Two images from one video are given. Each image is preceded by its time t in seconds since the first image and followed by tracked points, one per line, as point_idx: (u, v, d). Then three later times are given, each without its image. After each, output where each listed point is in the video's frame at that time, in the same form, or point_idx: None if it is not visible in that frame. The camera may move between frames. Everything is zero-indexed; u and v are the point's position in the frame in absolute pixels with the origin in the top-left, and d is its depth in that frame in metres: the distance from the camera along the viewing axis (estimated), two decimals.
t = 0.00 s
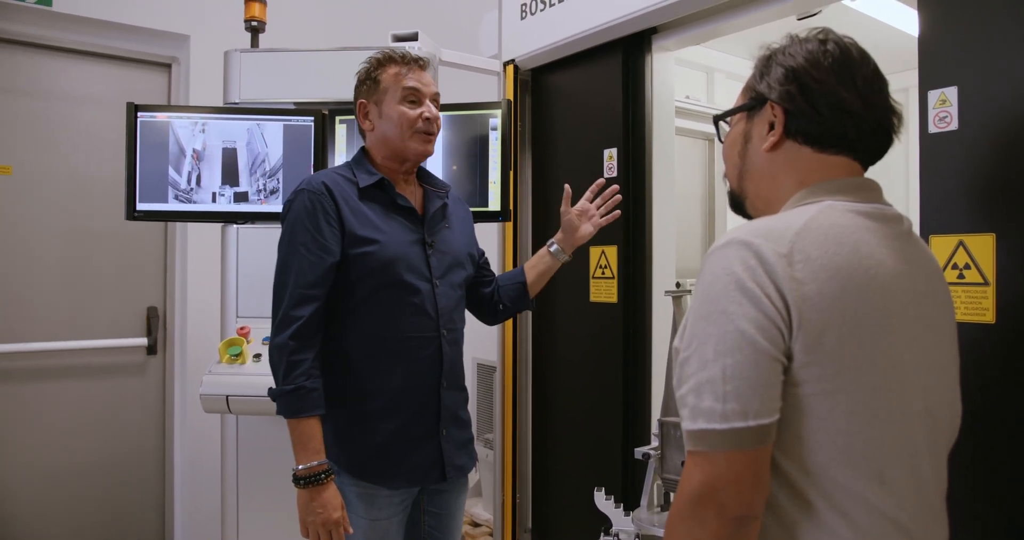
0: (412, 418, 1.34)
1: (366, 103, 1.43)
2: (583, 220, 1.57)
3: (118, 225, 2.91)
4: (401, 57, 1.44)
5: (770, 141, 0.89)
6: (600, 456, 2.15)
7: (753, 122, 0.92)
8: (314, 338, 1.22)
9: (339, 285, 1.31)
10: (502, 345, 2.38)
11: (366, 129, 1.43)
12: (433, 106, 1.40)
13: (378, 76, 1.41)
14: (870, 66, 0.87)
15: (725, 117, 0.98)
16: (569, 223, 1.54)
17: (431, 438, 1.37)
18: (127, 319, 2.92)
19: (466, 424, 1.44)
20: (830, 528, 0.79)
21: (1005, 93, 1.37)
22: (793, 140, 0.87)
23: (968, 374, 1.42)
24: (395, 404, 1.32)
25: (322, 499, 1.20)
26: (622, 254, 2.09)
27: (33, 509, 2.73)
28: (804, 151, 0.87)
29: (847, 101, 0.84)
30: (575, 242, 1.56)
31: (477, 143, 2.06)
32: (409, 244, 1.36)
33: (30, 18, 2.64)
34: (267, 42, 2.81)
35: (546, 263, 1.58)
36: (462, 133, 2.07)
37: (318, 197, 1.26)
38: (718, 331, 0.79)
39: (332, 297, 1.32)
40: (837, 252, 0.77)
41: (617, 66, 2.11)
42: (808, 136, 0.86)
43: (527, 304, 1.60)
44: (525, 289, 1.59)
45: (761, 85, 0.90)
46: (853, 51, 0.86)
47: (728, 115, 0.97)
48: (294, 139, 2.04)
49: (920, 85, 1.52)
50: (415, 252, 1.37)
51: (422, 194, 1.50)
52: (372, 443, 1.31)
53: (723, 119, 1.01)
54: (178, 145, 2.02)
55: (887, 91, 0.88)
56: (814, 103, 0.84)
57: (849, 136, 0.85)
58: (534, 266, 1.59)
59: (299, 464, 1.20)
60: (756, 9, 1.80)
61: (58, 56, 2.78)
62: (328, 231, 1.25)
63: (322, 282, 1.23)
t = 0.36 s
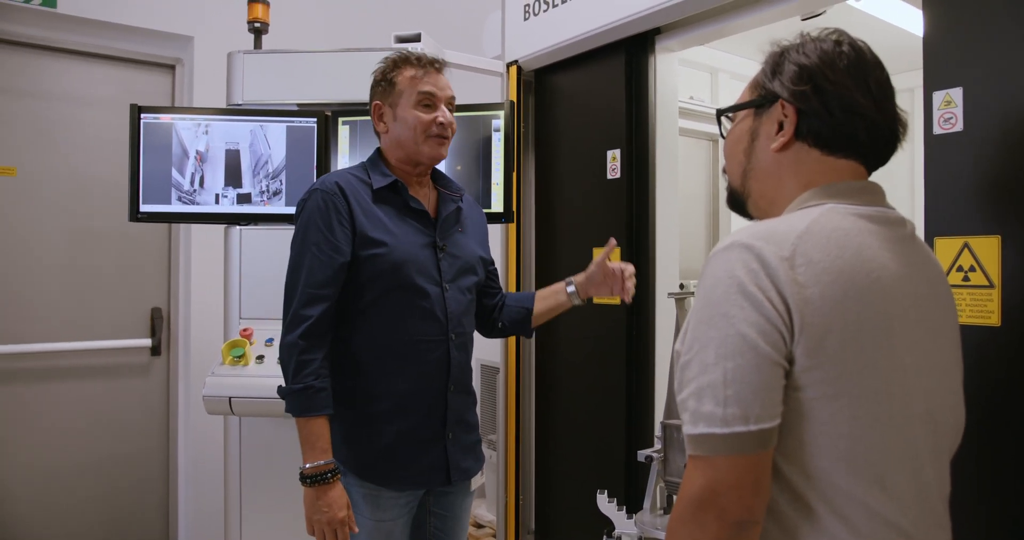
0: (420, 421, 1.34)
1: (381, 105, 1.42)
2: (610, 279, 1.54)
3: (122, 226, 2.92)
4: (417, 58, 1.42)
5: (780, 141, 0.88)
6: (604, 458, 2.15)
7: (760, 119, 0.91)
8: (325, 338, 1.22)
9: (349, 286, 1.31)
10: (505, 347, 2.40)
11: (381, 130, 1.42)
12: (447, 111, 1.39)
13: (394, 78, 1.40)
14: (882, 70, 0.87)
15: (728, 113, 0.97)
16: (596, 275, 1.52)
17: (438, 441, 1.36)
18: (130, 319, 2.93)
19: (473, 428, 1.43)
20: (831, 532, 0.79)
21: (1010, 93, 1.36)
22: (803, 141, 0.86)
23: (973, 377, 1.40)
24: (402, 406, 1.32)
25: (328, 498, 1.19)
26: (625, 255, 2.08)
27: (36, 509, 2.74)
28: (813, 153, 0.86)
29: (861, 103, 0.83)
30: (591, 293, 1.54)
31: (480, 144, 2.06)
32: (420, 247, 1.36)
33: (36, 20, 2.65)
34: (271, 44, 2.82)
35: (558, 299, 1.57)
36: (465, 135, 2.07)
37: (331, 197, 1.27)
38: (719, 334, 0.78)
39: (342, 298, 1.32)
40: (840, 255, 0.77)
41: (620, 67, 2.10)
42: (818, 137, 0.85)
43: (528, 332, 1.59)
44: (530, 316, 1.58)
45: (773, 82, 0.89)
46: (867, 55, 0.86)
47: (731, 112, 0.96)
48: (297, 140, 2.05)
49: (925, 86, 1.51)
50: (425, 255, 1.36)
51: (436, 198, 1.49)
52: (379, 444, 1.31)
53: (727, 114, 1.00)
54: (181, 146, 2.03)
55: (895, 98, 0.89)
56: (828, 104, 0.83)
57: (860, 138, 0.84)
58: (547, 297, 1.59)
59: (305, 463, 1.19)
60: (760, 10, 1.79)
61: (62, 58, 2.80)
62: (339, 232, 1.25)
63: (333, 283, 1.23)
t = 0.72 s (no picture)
0: (427, 429, 1.34)
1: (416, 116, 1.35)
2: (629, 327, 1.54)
3: (127, 229, 2.92)
4: (458, 75, 1.38)
5: (787, 153, 0.87)
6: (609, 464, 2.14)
7: (768, 133, 0.91)
8: (332, 347, 1.22)
9: (357, 295, 1.31)
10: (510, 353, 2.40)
11: (411, 142, 1.36)
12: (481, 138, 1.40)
13: (438, 93, 1.34)
14: (888, 76, 0.86)
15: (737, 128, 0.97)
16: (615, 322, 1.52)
17: (444, 449, 1.36)
18: (135, 323, 2.94)
19: (479, 436, 1.43)
20: None
21: (1018, 102, 1.35)
22: (811, 153, 0.86)
23: (980, 386, 1.40)
24: (409, 414, 1.33)
25: (334, 508, 1.19)
26: (630, 260, 2.07)
27: (40, 510, 2.75)
28: (822, 165, 0.86)
29: (868, 113, 0.83)
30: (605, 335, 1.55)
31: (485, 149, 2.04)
32: (428, 256, 1.36)
33: (42, 25, 2.66)
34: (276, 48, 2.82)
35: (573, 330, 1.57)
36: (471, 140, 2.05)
37: (340, 206, 1.26)
38: (732, 351, 0.78)
39: (350, 307, 1.32)
40: (854, 272, 0.76)
41: (625, 72, 2.10)
42: (825, 148, 0.85)
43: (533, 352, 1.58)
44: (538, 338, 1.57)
45: (778, 95, 0.89)
46: (874, 62, 0.85)
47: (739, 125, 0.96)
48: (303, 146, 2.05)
49: (932, 93, 1.50)
50: (433, 264, 1.37)
51: (445, 208, 1.49)
52: (386, 452, 1.32)
53: (737, 130, 0.99)
54: (186, 152, 2.03)
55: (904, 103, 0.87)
56: (834, 114, 0.83)
57: (867, 147, 0.84)
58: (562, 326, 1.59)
59: (312, 472, 1.19)
60: (765, 15, 1.79)
61: (69, 62, 2.81)
62: (348, 241, 1.25)
63: (341, 292, 1.23)
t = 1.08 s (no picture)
0: (434, 439, 1.35)
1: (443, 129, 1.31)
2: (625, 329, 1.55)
3: (135, 232, 2.92)
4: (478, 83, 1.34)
5: (803, 171, 0.87)
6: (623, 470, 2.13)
7: (788, 156, 0.91)
8: (346, 357, 1.21)
9: (372, 301, 1.30)
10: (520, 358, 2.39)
11: (434, 154, 1.33)
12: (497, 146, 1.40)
13: (466, 106, 1.30)
14: (892, 79, 0.83)
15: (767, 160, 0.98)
16: (614, 323, 1.53)
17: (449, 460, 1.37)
18: (143, 326, 2.93)
19: (485, 445, 1.43)
20: None
21: None
22: (824, 166, 0.85)
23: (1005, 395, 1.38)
24: (417, 424, 1.33)
25: (361, 517, 1.19)
26: (644, 266, 2.07)
27: (49, 514, 2.75)
28: (840, 175, 0.85)
29: (872, 120, 0.81)
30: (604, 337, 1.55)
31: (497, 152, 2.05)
32: (442, 266, 1.35)
33: (51, 29, 2.65)
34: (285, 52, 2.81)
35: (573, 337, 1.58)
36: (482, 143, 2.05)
37: (357, 211, 1.25)
38: (771, 368, 0.76)
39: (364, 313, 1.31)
40: (894, 286, 0.75)
41: (639, 76, 2.09)
42: (836, 160, 0.84)
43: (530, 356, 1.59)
44: (537, 343, 1.58)
45: (786, 119, 0.90)
46: (872, 69, 0.83)
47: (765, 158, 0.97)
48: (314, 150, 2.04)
49: (954, 99, 1.49)
50: (447, 273, 1.36)
51: (457, 214, 1.49)
52: (392, 461, 1.33)
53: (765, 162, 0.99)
54: (197, 157, 2.03)
55: (916, 100, 0.84)
56: (838, 128, 0.82)
57: (877, 152, 0.82)
58: (560, 330, 1.59)
59: (334, 483, 1.19)
60: (782, 20, 1.78)
61: (77, 66, 2.80)
62: (364, 248, 1.23)
63: (356, 299, 1.22)
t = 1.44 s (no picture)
0: (473, 446, 1.35)
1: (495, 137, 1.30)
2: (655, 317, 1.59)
3: (143, 233, 2.90)
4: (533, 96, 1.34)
5: (835, 178, 0.85)
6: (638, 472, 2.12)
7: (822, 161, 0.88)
8: (383, 363, 1.22)
9: (413, 307, 1.30)
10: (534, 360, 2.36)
11: (483, 161, 1.31)
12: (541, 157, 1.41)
13: (520, 117, 1.30)
14: (925, 82, 0.79)
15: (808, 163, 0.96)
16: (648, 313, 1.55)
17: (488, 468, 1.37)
18: (151, 328, 2.91)
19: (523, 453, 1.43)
20: None
21: None
22: (855, 173, 0.83)
23: None
24: (458, 431, 1.33)
25: (377, 528, 1.23)
26: (660, 267, 2.06)
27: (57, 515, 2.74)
28: (871, 183, 0.82)
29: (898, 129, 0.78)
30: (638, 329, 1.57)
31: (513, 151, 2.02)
32: (486, 273, 1.35)
33: (59, 28, 2.64)
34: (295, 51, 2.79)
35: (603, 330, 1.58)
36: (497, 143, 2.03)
37: (402, 216, 1.25)
38: (810, 369, 0.75)
39: (405, 319, 1.31)
40: (934, 286, 0.74)
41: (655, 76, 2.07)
42: (867, 169, 0.81)
43: (564, 355, 1.56)
44: (571, 340, 1.56)
45: (819, 126, 0.87)
46: (904, 75, 0.79)
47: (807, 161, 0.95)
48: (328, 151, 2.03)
49: (979, 100, 1.48)
50: (490, 280, 1.35)
51: (495, 218, 1.47)
52: (432, 469, 1.33)
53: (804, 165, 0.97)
54: (211, 157, 2.02)
55: (953, 104, 0.80)
56: (867, 138, 0.80)
57: (904, 160, 0.79)
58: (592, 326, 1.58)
59: (353, 492, 1.23)
60: (801, 20, 1.77)
61: (85, 66, 2.78)
62: (409, 254, 1.24)
63: (395, 306, 1.23)
